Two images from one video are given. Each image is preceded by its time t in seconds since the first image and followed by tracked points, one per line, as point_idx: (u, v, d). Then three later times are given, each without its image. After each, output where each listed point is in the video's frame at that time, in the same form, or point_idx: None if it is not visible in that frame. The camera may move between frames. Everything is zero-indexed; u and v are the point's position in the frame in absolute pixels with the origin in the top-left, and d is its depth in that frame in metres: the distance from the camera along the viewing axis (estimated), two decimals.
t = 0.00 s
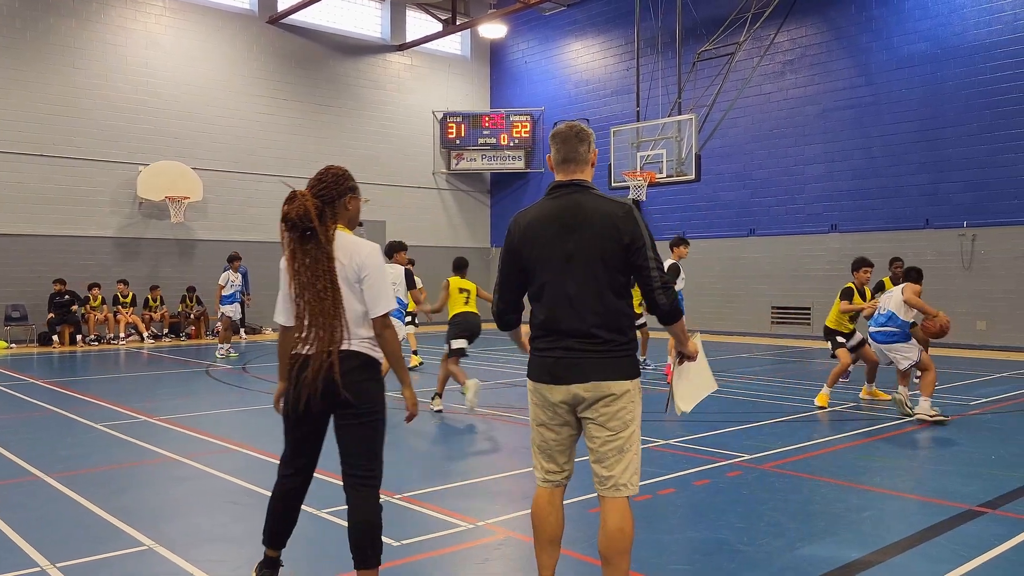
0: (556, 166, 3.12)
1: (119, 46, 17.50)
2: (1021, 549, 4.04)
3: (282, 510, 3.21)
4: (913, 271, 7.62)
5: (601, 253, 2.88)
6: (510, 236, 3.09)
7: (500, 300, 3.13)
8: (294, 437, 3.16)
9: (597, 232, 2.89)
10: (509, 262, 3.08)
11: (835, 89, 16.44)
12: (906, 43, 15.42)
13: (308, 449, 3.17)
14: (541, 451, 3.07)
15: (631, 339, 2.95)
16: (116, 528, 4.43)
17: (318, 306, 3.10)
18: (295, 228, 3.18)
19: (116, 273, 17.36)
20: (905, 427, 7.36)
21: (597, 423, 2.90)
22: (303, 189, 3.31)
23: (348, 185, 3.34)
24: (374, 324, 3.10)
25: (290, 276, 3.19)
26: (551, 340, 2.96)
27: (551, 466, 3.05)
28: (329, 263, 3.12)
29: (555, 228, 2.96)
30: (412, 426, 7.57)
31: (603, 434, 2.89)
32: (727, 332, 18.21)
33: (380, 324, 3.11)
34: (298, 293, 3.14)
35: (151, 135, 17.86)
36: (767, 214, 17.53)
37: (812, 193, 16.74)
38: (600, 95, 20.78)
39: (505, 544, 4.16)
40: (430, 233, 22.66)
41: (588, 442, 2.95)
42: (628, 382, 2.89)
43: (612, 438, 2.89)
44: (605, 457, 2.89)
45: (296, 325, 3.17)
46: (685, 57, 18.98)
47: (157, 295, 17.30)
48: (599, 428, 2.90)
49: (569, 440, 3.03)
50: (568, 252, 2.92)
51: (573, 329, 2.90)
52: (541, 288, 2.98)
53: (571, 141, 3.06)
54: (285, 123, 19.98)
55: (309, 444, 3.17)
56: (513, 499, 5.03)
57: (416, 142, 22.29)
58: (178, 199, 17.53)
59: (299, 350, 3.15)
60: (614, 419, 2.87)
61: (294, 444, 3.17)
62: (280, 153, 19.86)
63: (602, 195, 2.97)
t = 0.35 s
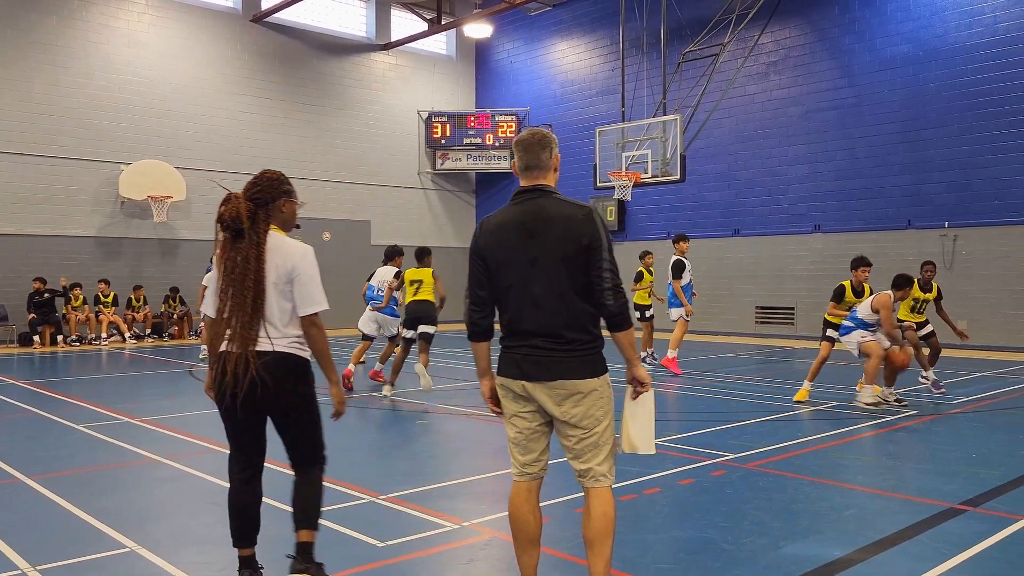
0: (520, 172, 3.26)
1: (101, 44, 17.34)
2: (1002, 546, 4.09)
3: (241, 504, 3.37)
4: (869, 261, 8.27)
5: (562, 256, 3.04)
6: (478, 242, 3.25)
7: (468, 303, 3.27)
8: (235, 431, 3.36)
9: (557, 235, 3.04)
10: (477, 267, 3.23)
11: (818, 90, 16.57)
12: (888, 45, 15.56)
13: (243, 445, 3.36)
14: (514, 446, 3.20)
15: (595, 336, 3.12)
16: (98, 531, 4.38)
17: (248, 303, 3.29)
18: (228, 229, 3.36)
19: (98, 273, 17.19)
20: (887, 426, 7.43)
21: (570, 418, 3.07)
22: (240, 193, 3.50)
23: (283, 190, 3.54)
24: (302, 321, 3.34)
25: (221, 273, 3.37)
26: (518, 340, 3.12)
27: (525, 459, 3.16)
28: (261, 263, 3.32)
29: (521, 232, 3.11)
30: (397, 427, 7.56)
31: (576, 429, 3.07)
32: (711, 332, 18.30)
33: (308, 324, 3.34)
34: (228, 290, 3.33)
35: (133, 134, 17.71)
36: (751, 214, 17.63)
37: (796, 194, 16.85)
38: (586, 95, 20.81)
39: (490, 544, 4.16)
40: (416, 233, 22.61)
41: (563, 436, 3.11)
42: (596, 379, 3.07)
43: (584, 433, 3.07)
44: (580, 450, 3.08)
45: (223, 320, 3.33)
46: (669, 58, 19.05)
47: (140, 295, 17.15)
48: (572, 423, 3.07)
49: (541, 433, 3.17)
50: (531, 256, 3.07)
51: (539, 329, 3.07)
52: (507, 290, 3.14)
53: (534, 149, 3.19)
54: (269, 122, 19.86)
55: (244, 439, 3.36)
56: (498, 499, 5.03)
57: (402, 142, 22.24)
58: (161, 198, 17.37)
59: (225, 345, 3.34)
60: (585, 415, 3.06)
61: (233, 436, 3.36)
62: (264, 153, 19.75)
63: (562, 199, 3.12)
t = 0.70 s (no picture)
0: (488, 176, 3.32)
1: (77, 42, 17.12)
2: (976, 542, 4.14)
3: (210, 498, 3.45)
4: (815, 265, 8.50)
5: (532, 255, 3.12)
6: (448, 244, 3.30)
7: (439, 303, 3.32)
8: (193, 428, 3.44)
9: (526, 236, 3.12)
10: (448, 269, 3.29)
11: (796, 91, 16.71)
12: (865, 48, 15.74)
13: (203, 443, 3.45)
14: (488, 444, 3.19)
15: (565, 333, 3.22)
16: (72, 534, 4.32)
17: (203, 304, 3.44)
18: (183, 234, 3.53)
19: (73, 273, 16.96)
20: (864, 424, 7.51)
21: (547, 414, 3.18)
22: (195, 197, 3.63)
23: (236, 194, 3.65)
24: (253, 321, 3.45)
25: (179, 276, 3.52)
26: (491, 338, 3.20)
27: (502, 456, 3.16)
28: (214, 265, 3.47)
29: (491, 232, 3.18)
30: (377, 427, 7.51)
31: (551, 424, 3.20)
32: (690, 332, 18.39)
33: (258, 324, 3.46)
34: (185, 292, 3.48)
35: (109, 132, 17.48)
36: (730, 215, 17.75)
37: (774, 195, 16.99)
38: (566, 96, 20.85)
39: (469, 544, 4.15)
40: (396, 233, 22.53)
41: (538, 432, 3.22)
42: (568, 377, 3.21)
43: (558, 428, 3.21)
44: (553, 445, 3.22)
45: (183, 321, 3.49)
46: (649, 59, 19.13)
47: (115, 295, 16.93)
48: (549, 419, 3.19)
49: (517, 430, 3.20)
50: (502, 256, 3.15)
51: (511, 327, 3.14)
52: (478, 290, 3.21)
53: (502, 154, 3.22)
54: (248, 121, 19.71)
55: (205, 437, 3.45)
56: (478, 499, 5.02)
57: (382, 142, 22.15)
58: (137, 197, 17.15)
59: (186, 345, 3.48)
60: (560, 411, 3.20)
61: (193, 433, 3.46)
62: (243, 152, 19.58)
63: (530, 200, 3.19)
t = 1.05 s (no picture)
0: (476, 182, 3.40)
1: (53, 39, 16.89)
2: (952, 540, 4.19)
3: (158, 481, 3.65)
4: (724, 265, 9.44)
5: (524, 256, 3.23)
6: (437, 244, 3.32)
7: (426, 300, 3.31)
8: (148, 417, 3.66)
9: (520, 238, 3.23)
10: (437, 267, 3.29)
11: (776, 93, 16.85)
12: (843, 50, 15.91)
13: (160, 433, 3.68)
14: (472, 438, 3.21)
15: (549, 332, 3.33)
16: (47, 536, 4.27)
17: (170, 302, 3.62)
18: (146, 234, 3.70)
19: (48, 273, 16.73)
20: (843, 423, 7.58)
21: (525, 408, 3.25)
22: (156, 200, 3.81)
23: (198, 199, 3.86)
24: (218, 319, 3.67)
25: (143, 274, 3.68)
26: (480, 335, 3.23)
27: (489, 449, 3.19)
28: (180, 265, 3.66)
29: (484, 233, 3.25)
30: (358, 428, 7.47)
31: (530, 418, 3.26)
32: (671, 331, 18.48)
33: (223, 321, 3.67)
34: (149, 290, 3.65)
35: (85, 130, 17.27)
36: (710, 215, 17.85)
37: (754, 195, 17.12)
38: (548, 96, 20.87)
39: (450, 544, 4.14)
40: (377, 233, 22.43)
41: (519, 427, 3.28)
42: (544, 373, 3.28)
43: (537, 421, 3.27)
44: (534, 438, 3.28)
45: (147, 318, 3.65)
46: (630, 60, 19.21)
47: (92, 295, 16.72)
48: (530, 414, 3.26)
49: (501, 424, 3.24)
50: (495, 256, 3.22)
51: (502, 324, 3.20)
52: (468, 288, 3.24)
53: (493, 161, 3.34)
54: (227, 120, 19.54)
55: (162, 428, 3.70)
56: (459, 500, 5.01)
57: (363, 141, 22.07)
58: (114, 196, 16.90)
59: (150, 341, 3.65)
60: (539, 405, 3.27)
61: (147, 423, 3.67)
62: (222, 151, 19.41)
63: (521, 205, 3.31)
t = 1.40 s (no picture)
0: (477, 182, 3.55)
1: (45, 39, 16.81)
2: (945, 540, 4.23)
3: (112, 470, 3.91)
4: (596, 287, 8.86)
5: (527, 259, 3.46)
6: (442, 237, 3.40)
7: (429, 293, 3.39)
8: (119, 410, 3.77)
9: (525, 242, 3.45)
10: (443, 261, 3.37)
11: (768, 94, 16.92)
12: (836, 51, 15.98)
13: (133, 426, 3.80)
14: (455, 429, 3.48)
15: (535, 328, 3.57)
16: (38, 539, 4.25)
17: (147, 301, 3.70)
18: (125, 236, 3.76)
19: (40, 273, 16.65)
20: (835, 423, 7.63)
21: (515, 400, 3.47)
22: (135, 202, 3.89)
23: (175, 201, 3.95)
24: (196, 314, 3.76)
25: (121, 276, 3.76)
26: (481, 331, 3.39)
27: (464, 437, 3.51)
28: (157, 265, 3.74)
29: (491, 233, 3.41)
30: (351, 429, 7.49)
31: (520, 411, 3.48)
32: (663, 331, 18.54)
33: (201, 316, 3.77)
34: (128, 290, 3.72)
35: (78, 131, 17.20)
36: (702, 216, 17.91)
37: (746, 196, 17.18)
38: (540, 97, 20.91)
39: (444, 545, 4.15)
40: (369, 234, 22.41)
41: (506, 418, 3.47)
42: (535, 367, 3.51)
43: (527, 412, 3.50)
44: (521, 427, 3.48)
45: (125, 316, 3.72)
46: (623, 61, 19.26)
47: (84, 296, 16.64)
48: (517, 408, 3.48)
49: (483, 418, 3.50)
50: (503, 256, 3.40)
51: (504, 321, 3.40)
52: (472, 285, 3.38)
53: (496, 164, 3.52)
54: (220, 120, 19.50)
55: (136, 419, 3.79)
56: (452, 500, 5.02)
57: (356, 142, 22.05)
58: (106, 197, 16.78)
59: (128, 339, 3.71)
60: (529, 398, 3.50)
61: (124, 419, 3.78)
62: (215, 151, 19.37)
63: (522, 210, 3.53)
